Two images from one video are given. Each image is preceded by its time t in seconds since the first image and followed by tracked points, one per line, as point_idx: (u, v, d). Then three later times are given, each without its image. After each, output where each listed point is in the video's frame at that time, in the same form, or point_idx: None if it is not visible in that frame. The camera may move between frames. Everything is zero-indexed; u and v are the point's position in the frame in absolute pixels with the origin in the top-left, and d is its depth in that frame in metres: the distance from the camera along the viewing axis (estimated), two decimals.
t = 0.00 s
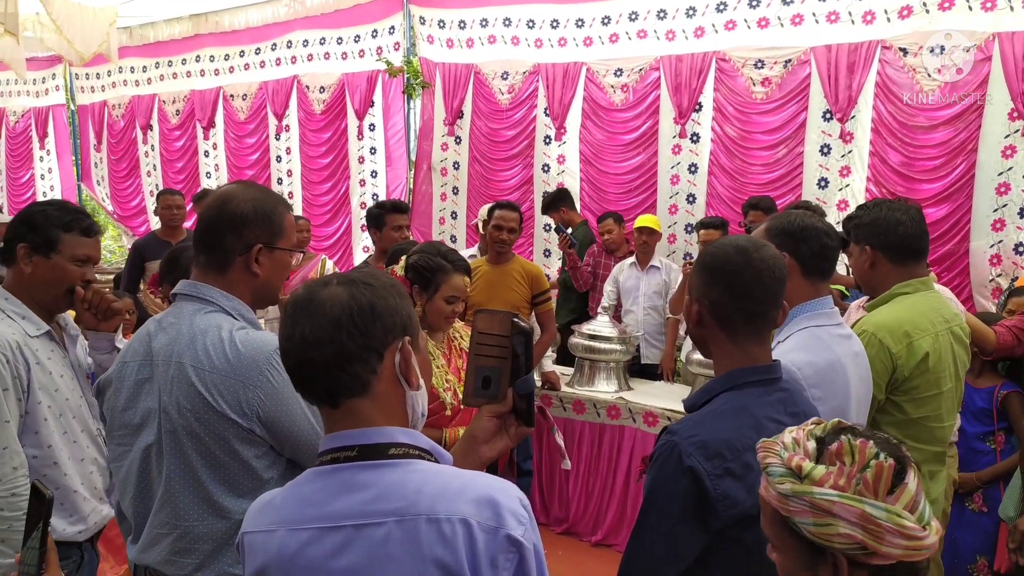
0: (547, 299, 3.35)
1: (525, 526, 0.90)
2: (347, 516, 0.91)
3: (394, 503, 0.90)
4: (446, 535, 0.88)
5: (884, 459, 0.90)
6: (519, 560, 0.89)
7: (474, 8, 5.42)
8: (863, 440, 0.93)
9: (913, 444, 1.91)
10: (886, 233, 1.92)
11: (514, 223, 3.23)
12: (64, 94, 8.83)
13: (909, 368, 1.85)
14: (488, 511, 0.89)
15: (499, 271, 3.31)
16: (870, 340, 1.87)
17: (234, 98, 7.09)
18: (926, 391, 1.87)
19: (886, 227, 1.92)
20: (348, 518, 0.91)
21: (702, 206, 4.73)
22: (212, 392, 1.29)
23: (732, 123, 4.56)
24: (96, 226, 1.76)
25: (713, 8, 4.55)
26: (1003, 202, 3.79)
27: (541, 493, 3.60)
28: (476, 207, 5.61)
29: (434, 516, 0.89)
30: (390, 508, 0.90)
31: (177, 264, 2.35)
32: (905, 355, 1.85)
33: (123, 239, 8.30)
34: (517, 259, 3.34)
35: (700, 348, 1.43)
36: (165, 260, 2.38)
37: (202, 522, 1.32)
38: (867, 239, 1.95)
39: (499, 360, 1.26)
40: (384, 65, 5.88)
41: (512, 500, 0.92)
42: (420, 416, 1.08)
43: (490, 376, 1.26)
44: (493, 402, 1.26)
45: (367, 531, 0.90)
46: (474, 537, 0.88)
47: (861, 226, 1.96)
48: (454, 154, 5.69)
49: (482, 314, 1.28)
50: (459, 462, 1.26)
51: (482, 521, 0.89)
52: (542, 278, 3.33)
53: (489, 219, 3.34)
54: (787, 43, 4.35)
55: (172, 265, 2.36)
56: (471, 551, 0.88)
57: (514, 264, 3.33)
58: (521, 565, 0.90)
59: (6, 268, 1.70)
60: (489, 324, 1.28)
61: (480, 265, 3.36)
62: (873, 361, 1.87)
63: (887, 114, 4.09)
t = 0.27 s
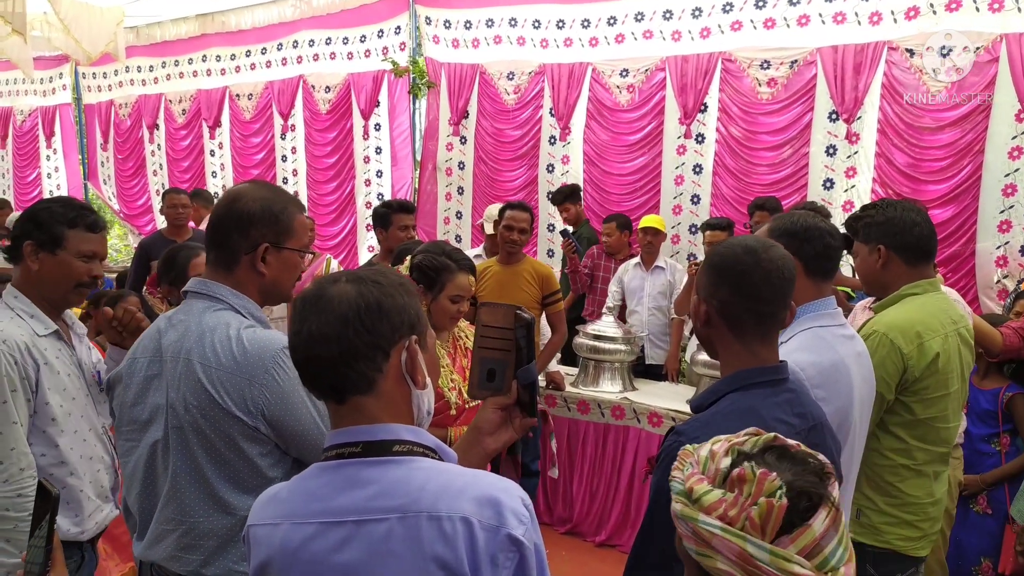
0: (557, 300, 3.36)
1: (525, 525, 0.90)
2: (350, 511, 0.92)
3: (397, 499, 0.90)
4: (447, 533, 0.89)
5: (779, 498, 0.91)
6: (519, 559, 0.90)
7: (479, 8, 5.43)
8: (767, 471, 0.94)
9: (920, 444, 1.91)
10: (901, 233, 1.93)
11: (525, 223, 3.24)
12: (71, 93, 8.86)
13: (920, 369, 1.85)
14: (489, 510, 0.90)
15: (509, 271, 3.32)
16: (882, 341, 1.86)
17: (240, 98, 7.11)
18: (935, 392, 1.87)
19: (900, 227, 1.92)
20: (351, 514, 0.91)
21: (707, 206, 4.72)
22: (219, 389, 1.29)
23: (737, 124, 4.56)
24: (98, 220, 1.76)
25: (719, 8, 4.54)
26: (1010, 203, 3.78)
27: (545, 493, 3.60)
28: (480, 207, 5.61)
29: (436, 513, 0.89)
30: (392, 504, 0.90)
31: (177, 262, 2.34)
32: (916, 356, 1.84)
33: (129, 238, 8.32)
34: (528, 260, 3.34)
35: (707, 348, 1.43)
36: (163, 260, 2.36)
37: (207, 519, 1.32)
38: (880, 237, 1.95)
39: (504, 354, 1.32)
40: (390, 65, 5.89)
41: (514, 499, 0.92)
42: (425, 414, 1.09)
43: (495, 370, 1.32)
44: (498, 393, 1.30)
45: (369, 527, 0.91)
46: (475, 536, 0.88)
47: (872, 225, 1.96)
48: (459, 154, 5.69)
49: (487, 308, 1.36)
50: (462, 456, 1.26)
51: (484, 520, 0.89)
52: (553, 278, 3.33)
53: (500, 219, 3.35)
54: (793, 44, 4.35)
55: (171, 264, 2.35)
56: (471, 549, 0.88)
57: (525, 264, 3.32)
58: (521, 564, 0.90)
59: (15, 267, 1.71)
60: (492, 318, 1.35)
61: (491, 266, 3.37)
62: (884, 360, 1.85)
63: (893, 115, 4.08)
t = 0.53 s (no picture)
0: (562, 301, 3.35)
1: (525, 525, 0.90)
2: (349, 511, 0.92)
3: (396, 500, 0.90)
4: (446, 533, 0.88)
5: (691, 486, 1.03)
6: (519, 560, 0.89)
7: (477, 8, 5.42)
8: (687, 461, 1.06)
9: (921, 441, 1.91)
10: (880, 234, 1.93)
11: (530, 223, 3.27)
12: (69, 95, 8.86)
13: (918, 367, 1.84)
14: (488, 511, 0.89)
15: (515, 271, 3.31)
16: (878, 340, 1.86)
17: (238, 99, 7.10)
18: (932, 388, 1.87)
19: (880, 227, 1.92)
20: (351, 513, 0.91)
21: (705, 206, 4.73)
22: (219, 391, 1.29)
23: (735, 123, 4.56)
24: (90, 220, 1.76)
25: (717, 7, 4.54)
26: (1008, 201, 3.79)
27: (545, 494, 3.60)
28: (479, 208, 5.61)
29: (435, 514, 0.89)
30: (392, 505, 0.90)
31: (174, 263, 2.33)
32: (913, 353, 1.84)
33: (127, 240, 8.32)
34: (533, 261, 3.34)
35: (707, 347, 1.43)
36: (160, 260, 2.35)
37: (207, 520, 1.32)
38: (861, 240, 1.96)
39: (501, 348, 1.30)
40: (388, 66, 5.89)
41: (513, 499, 0.92)
42: (424, 415, 1.09)
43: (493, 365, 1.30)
44: (496, 388, 1.29)
45: (369, 527, 0.91)
46: (474, 536, 0.88)
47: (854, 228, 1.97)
48: (458, 155, 5.69)
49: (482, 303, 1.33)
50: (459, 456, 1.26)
51: (483, 520, 0.89)
52: (557, 279, 3.33)
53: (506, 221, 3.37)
54: (791, 43, 4.35)
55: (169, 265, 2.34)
56: (471, 549, 0.88)
57: (531, 265, 3.32)
58: (521, 564, 0.90)
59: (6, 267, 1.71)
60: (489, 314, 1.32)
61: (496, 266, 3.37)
62: (882, 359, 1.85)
63: (891, 113, 4.08)
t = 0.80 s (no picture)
0: (563, 306, 3.33)
1: (524, 529, 0.91)
2: (348, 517, 0.91)
3: (395, 505, 0.90)
4: (446, 537, 0.88)
5: (657, 466, 1.03)
6: (518, 564, 0.90)
7: (474, 12, 5.43)
8: (654, 445, 1.06)
9: (919, 441, 1.91)
10: (862, 237, 1.95)
11: (531, 228, 3.29)
12: (66, 102, 8.86)
13: (910, 366, 1.84)
14: (488, 515, 0.90)
15: (516, 276, 3.31)
16: (869, 341, 1.86)
17: (235, 105, 7.11)
18: (926, 386, 1.87)
19: (863, 230, 1.94)
20: (350, 519, 0.91)
21: (703, 208, 4.73)
22: (221, 400, 1.29)
23: (731, 125, 4.57)
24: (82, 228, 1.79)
25: (712, 10, 4.55)
26: (1005, 202, 3.80)
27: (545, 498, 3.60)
28: (477, 212, 5.61)
29: (435, 518, 0.89)
30: (391, 510, 0.90)
31: (172, 270, 2.33)
32: (905, 352, 1.84)
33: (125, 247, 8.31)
34: (535, 265, 3.32)
35: (706, 351, 1.43)
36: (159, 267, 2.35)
37: (208, 529, 1.32)
38: (845, 243, 1.97)
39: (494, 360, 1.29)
40: (385, 71, 5.90)
41: (511, 503, 0.92)
42: (422, 422, 1.08)
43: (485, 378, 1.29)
44: (488, 402, 1.29)
45: (367, 532, 0.90)
46: (474, 541, 0.88)
47: (838, 233, 1.99)
48: (455, 159, 5.69)
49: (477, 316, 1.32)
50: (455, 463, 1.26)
51: (482, 525, 0.89)
52: (558, 284, 3.31)
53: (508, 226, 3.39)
54: (787, 45, 4.36)
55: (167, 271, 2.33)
56: (471, 554, 0.88)
57: (532, 269, 3.32)
58: (520, 568, 0.90)
59: None
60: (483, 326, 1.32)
61: (497, 271, 3.37)
62: (875, 359, 1.85)
63: (887, 115, 4.09)
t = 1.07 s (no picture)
0: (554, 305, 3.33)
1: (515, 527, 0.91)
2: (340, 511, 0.91)
3: (387, 500, 0.90)
4: (437, 533, 0.88)
5: (673, 447, 0.98)
6: (508, 561, 0.90)
7: (467, 11, 5.43)
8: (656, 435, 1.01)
9: (906, 441, 1.92)
10: (855, 237, 1.95)
11: (524, 227, 3.30)
12: (56, 96, 8.80)
13: (898, 366, 1.85)
14: (480, 511, 0.90)
15: (507, 274, 3.31)
16: (859, 340, 1.87)
17: (227, 101, 7.08)
18: (914, 387, 1.88)
19: (856, 230, 1.94)
20: (343, 513, 0.91)
21: (695, 209, 4.74)
22: (223, 399, 1.28)
23: (723, 126, 4.58)
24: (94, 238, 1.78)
25: (706, 11, 4.57)
26: (994, 205, 3.82)
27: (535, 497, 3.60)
28: (469, 210, 5.60)
29: (427, 514, 0.89)
30: (384, 505, 0.90)
31: (165, 265, 2.32)
32: (894, 352, 1.85)
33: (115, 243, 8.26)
34: (528, 264, 3.32)
35: (699, 351, 1.43)
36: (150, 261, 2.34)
37: (207, 528, 1.32)
38: (838, 243, 1.98)
39: (478, 390, 1.43)
40: (378, 69, 5.88)
41: (504, 501, 0.92)
42: (416, 419, 1.08)
43: (469, 408, 1.43)
44: (470, 430, 1.43)
45: (359, 526, 0.90)
46: (465, 536, 0.88)
47: (831, 232, 1.99)
48: (447, 158, 5.69)
49: (465, 346, 1.46)
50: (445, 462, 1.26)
51: (474, 521, 0.89)
52: (550, 283, 3.31)
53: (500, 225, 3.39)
54: (779, 47, 4.37)
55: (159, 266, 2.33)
56: (461, 550, 0.88)
57: (524, 269, 3.31)
58: (510, 565, 0.90)
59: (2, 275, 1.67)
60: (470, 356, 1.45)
61: (488, 270, 3.37)
62: (863, 358, 1.87)
63: (878, 117, 4.11)
